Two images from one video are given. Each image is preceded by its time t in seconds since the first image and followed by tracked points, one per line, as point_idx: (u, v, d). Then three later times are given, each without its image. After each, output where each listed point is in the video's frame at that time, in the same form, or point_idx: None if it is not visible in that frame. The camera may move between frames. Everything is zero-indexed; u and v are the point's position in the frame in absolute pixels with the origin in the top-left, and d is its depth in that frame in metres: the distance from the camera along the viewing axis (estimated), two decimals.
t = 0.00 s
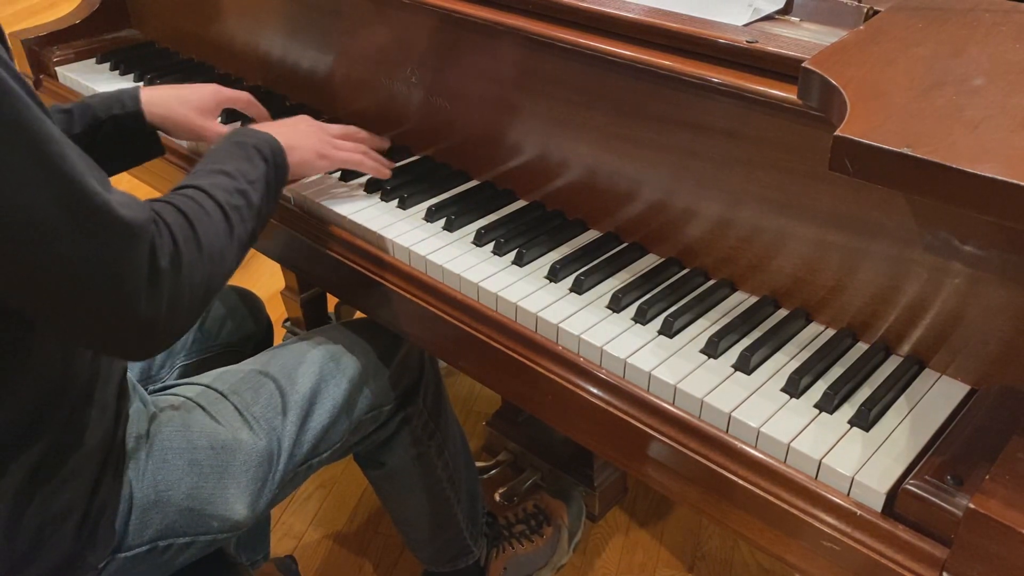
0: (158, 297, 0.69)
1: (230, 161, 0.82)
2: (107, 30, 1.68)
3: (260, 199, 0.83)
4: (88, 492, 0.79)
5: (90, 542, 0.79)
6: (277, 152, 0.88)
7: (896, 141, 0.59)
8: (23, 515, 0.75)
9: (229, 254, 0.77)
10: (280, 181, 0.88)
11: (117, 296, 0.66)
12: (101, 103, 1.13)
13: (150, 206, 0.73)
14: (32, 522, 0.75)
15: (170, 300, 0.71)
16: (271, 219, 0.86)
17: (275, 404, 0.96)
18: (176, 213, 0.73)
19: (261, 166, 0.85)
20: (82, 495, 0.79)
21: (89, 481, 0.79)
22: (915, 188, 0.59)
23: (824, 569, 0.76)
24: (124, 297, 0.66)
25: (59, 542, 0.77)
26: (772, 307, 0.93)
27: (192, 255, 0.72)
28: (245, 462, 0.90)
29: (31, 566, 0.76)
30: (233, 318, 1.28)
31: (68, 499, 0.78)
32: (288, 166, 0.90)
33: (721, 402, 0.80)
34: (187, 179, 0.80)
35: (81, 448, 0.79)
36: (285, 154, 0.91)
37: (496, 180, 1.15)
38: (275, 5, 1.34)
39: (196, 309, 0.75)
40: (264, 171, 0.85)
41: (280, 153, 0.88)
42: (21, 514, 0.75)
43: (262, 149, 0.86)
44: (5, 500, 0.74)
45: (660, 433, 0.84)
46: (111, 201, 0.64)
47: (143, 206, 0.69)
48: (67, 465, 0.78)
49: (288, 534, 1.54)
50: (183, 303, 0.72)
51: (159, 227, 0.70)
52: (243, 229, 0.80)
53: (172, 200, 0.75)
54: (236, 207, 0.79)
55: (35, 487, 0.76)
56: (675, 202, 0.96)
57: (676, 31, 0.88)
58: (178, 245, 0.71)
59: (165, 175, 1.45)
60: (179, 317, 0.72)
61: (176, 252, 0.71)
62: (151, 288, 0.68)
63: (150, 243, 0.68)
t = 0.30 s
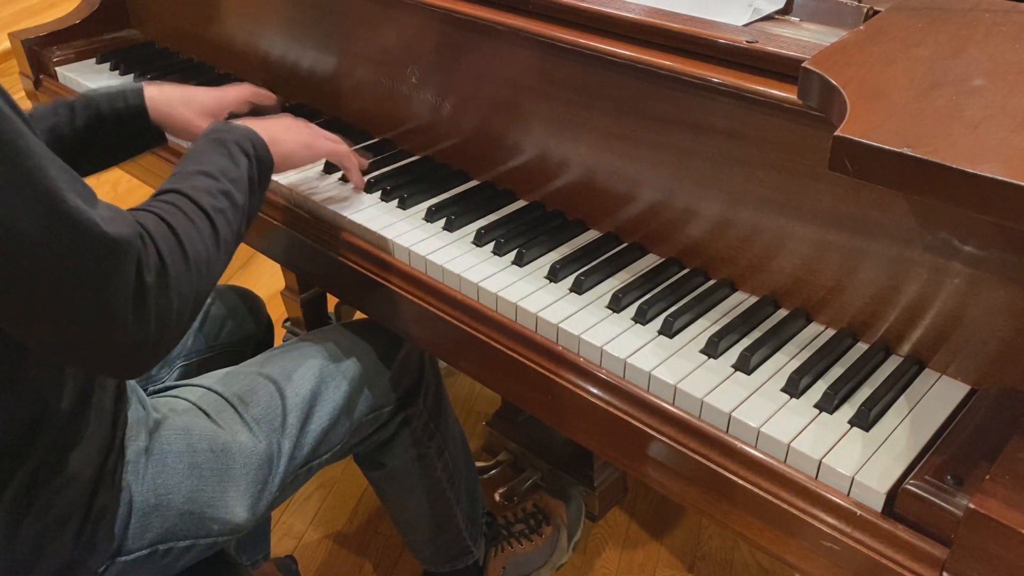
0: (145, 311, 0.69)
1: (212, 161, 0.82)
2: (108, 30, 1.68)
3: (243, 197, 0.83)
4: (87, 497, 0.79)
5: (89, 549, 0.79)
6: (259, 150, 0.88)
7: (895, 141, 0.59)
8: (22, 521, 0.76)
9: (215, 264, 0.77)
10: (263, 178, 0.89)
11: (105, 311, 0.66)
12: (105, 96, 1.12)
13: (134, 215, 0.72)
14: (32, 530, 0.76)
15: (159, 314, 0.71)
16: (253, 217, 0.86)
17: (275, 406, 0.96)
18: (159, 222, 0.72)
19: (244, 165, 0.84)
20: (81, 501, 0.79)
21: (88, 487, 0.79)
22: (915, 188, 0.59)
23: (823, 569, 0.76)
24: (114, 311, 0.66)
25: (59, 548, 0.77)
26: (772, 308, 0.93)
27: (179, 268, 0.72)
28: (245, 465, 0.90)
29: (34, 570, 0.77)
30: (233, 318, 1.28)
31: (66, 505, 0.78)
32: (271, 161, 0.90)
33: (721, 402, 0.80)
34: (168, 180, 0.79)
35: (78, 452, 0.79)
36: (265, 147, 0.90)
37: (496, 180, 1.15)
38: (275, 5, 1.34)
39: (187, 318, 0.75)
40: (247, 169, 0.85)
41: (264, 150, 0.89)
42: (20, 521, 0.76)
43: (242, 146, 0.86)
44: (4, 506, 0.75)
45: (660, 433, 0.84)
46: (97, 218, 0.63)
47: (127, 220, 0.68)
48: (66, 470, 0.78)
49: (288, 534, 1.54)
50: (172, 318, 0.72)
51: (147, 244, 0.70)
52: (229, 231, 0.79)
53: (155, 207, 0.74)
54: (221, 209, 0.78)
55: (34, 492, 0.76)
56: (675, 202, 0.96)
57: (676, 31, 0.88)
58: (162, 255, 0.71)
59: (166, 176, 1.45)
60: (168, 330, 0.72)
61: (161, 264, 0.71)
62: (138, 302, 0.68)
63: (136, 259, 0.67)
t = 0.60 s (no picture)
0: (141, 328, 0.69)
1: (218, 187, 0.81)
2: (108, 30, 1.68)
3: (248, 223, 0.82)
4: (86, 501, 0.79)
5: (87, 552, 0.79)
6: (265, 174, 0.87)
7: (895, 141, 0.59)
8: (21, 523, 0.76)
9: (216, 281, 0.77)
10: (269, 206, 0.87)
11: (100, 323, 0.65)
12: (103, 122, 1.13)
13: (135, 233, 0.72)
14: (33, 531, 0.76)
15: (155, 329, 0.70)
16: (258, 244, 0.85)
17: (275, 407, 0.96)
18: (161, 240, 0.73)
19: (250, 192, 0.83)
20: (78, 505, 0.79)
21: (86, 492, 0.79)
22: (915, 188, 0.59)
23: (823, 569, 0.76)
24: (108, 325, 0.66)
25: (59, 549, 0.78)
26: (772, 307, 0.93)
27: (177, 283, 0.72)
28: (245, 467, 0.90)
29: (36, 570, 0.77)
30: (233, 318, 1.28)
31: (65, 508, 0.78)
32: (275, 193, 0.88)
33: (721, 402, 0.80)
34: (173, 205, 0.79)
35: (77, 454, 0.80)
36: (270, 174, 0.88)
37: (496, 180, 1.15)
38: (275, 5, 1.34)
39: (185, 336, 0.74)
40: (253, 198, 0.84)
41: (268, 178, 0.87)
42: (19, 524, 0.76)
43: (248, 173, 0.85)
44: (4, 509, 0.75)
45: (660, 433, 0.84)
46: (89, 229, 0.63)
47: (124, 234, 0.68)
48: (63, 474, 0.78)
49: (288, 534, 1.54)
50: (168, 340, 0.72)
51: (143, 256, 0.70)
52: (230, 255, 0.79)
53: (158, 227, 0.75)
54: (223, 234, 0.78)
55: (33, 495, 0.77)
56: (675, 202, 0.96)
57: (676, 31, 0.88)
58: (161, 268, 0.71)
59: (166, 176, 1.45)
60: (166, 345, 0.72)
61: (159, 276, 0.71)
62: (133, 318, 0.68)
63: (132, 271, 0.67)
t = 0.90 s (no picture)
0: (131, 341, 0.68)
1: (208, 190, 0.79)
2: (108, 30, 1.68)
3: (239, 228, 0.80)
4: (87, 499, 0.79)
5: (88, 550, 0.79)
6: (255, 177, 0.85)
7: (895, 141, 0.59)
8: (22, 522, 0.76)
9: (205, 293, 0.75)
10: (258, 209, 0.86)
11: (96, 332, 0.65)
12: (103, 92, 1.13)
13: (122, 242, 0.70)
14: (31, 533, 0.77)
15: (144, 344, 0.69)
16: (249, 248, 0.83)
17: (275, 407, 0.96)
18: (149, 251, 0.71)
19: (240, 195, 0.81)
20: (79, 504, 0.79)
21: (87, 491, 0.79)
22: (915, 188, 0.59)
23: (824, 569, 0.76)
24: (101, 336, 0.66)
25: (60, 549, 0.78)
26: (772, 307, 0.93)
27: (166, 295, 0.71)
28: (245, 467, 0.90)
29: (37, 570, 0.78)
30: (234, 318, 1.28)
31: (64, 508, 0.78)
32: (265, 190, 0.86)
33: (721, 402, 0.80)
34: (161, 210, 0.77)
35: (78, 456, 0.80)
36: (261, 176, 0.86)
37: (496, 180, 1.15)
38: (275, 4, 1.34)
39: (172, 348, 0.73)
40: (244, 199, 0.82)
41: (259, 178, 0.85)
42: (19, 526, 0.76)
43: (238, 175, 0.83)
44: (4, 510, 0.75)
45: (660, 433, 0.84)
46: (83, 244, 0.63)
47: (116, 246, 0.68)
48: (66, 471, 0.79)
49: (288, 534, 1.54)
50: (157, 352, 0.71)
51: (133, 270, 0.68)
52: (220, 262, 0.77)
53: (146, 236, 0.73)
54: (214, 241, 0.77)
55: (35, 494, 0.77)
56: (675, 202, 0.96)
57: (676, 31, 0.88)
58: (150, 284, 0.70)
59: (167, 176, 1.45)
60: (156, 358, 0.71)
61: (149, 291, 0.69)
62: (122, 331, 0.67)
63: (123, 286, 0.67)
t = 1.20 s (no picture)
0: (155, 333, 0.69)
1: (255, 195, 0.83)
2: (108, 30, 1.68)
3: (285, 233, 0.83)
4: (88, 499, 0.79)
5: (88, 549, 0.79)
6: (306, 185, 0.88)
7: (896, 141, 0.59)
8: (23, 523, 0.76)
9: (241, 290, 0.77)
10: (312, 218, 0.89)
11: (111, 326, 0.65)
12: (77, 100, 1.15)
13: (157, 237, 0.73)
14: (31, 535, 0.77)
15: (168, 339, 0.71)
16: (296, 255, 0.86)
17: (276, 405, 0.96)
18: (183, 246, 0.74)
19: (290, 203, 0.85)
20: (81, 501, 0.79)
21: (88, 489, 0.79)
22: (916, 188, 0.59)
23: (823, 569, 0.76)
24: (124, 329, 0.66)
25: (61, 548, 0.78)
26: (772, 307, 0.93)
27: (197, 289, 0.73)
28: (245, 466, 0.90)
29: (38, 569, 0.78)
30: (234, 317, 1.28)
31: (66, 507, 0.78)
32: (319, 206, 0.90)
33: (721, 402, 0.80)
34: (208, 212, 0.81)
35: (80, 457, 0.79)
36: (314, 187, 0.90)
37: (496, 180, 1.15)
38: (275, 4, 1.34)
39: (204, 341, 0.75)
40: (293, 208, 0.85)
41: (312, 190, 0.89)
42: (21, 524, 0.76)
43: (290, 184, 0.86)
44: (5, 511, 0.75)
45: (659, 433, 0.84)
46: (112, 234, 0.64)
47: (147, 239, 0.69)
48: (66, 469, 0.78)
49: (288, 534, 1.54)
50: (179, 346, 0.72)
51: (163, 262, 0.70)
52: (259, 263, 0.80)
53: (185, 233, 0.76)
54: (254, 242, 0.79)
55: (36, 492, 0.77)
56: (675, 202, 0.96)
57: (676, 32, 0.88)
58: (181, 277, 0.72)
59: (169, 177, 1.44)
60: (179, 353, 0.72)
61: (176, 285, 0.71)
62: (149, 324, 0.69)
63: (150, 276, 0.68)
